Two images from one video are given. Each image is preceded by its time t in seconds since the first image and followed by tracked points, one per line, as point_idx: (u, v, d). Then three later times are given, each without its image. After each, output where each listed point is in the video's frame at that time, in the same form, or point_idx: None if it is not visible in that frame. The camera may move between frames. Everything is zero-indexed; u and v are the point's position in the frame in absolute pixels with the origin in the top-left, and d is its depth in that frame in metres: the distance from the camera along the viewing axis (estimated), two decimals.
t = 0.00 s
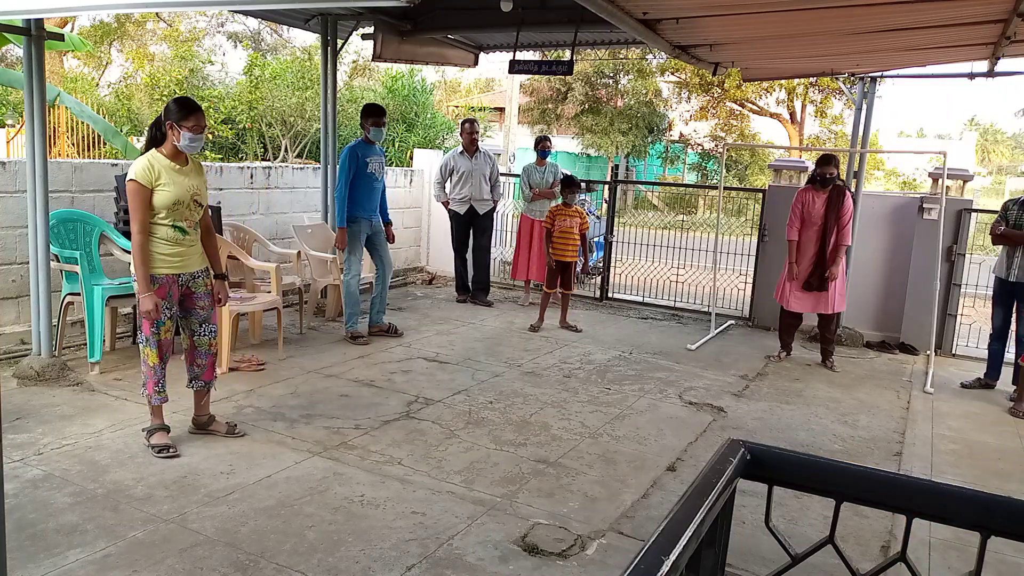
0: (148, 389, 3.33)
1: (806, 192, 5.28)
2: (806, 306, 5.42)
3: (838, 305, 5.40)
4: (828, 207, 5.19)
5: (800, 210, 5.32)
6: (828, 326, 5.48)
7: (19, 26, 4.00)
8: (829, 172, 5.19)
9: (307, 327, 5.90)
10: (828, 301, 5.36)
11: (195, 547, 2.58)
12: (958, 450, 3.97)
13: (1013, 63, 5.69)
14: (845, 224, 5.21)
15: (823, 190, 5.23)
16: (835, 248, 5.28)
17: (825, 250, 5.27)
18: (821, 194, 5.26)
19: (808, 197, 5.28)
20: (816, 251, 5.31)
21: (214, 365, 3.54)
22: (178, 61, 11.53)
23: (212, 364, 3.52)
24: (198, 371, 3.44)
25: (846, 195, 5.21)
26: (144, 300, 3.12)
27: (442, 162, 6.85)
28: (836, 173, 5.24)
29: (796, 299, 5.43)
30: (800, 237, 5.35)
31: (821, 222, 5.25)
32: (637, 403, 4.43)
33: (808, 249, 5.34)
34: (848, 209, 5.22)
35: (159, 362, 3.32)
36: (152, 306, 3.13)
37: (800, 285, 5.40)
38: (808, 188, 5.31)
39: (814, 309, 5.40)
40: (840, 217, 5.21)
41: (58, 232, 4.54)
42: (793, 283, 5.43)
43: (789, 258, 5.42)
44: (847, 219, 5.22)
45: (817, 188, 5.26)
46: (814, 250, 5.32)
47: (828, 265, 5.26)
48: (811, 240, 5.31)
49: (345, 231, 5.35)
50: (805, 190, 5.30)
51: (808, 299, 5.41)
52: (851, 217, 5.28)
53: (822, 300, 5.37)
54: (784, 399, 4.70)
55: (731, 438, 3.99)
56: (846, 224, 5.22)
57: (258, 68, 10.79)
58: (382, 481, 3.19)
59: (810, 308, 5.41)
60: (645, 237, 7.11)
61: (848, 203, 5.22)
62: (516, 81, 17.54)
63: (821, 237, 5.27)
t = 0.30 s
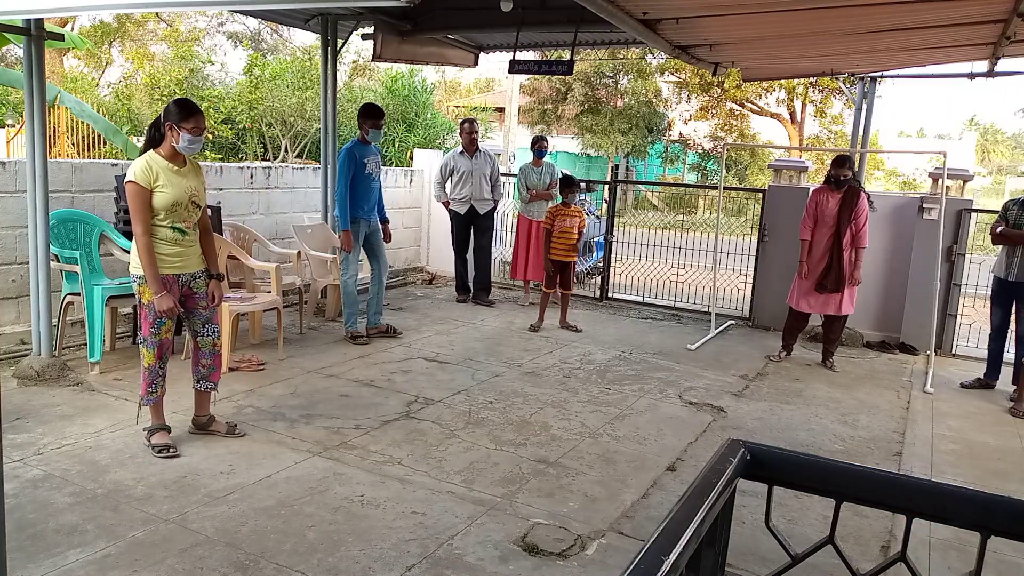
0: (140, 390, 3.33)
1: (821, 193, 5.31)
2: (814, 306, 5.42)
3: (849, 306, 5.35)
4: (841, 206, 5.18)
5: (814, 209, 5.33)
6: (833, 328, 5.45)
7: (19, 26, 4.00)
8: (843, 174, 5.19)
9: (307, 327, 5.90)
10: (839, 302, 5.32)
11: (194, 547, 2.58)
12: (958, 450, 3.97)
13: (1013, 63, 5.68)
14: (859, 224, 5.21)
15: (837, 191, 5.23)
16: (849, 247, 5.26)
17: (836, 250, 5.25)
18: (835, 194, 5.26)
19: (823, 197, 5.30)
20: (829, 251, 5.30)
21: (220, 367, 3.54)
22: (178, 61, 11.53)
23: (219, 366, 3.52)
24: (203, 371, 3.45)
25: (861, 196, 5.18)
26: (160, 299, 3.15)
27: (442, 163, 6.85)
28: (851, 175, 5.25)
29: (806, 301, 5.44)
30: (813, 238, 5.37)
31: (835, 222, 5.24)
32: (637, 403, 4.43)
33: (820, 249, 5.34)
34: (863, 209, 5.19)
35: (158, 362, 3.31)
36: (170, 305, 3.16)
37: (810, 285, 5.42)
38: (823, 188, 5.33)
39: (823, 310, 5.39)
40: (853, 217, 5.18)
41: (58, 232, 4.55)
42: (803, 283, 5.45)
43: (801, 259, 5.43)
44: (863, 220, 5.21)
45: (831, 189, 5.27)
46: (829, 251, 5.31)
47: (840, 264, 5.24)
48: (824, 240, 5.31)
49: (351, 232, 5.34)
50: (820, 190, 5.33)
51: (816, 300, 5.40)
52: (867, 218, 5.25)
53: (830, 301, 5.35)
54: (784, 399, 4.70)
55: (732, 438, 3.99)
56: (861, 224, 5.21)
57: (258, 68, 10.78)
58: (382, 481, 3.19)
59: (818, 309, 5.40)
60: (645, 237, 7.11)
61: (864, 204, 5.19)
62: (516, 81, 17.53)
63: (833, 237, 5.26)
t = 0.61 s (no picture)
0: (141, 391, 3.33)
1: (828, 192, 5.30)
2: (817, 306, 5.43)
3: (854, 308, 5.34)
4: (846, 206, 5.17)
5: (820, 209, 5.32)
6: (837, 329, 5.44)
7: (19, 26, 4.00)
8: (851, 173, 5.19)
9: (307, 327, 5.90)
10: (842, 303, 5.30)
11: (194, 547, 2.57)
12: (958, 450, 3.97)
13: (1013, 63, 5.68)
14: (867, 223, 5.18)
15: (844, 191, 5.23)
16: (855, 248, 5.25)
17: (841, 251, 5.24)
18: (843, 194, 5.26)
19: (830, 197, 5.29)
20: (834, 250, 5.30)
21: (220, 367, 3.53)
22: (178, 61, 11.54)
23: (219, 366, 3.51)
24: (203, 371, 3.44)
25: (868, 197, 5.18)
26: (155, 301, 3.14)
27: (445, 163, 6.87)
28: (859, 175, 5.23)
29: (809, 300, 5.45)
30: (819, 238, 5.37)
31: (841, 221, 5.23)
32: (637, 403, 4.43)
33: (825, 249, 5.34)
34: (869, 209, 5.18)
35: (158, 363, 3.31)
36: (166, 306, 3.16)
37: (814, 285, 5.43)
38: (830, 188, 5.33)
39: (824, 310, 5.40)
40: (860, 217, 5.17)
41: (58, 232, 4.54)
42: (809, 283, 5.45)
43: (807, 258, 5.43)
44: (869, 220, 5.19)
45: (838, 189, 5.27)
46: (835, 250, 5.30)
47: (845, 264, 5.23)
48: (829, 240, 5.31)
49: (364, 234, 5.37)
50: (827, 189, 5.33)
51: (820, 300, 5.41)
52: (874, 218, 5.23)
53: (830, 302, 5.37)
54: (785, 399, 4.70)
55: (732, 438, 3.99)
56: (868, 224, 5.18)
57: (258, 68, 10.78)
58: (381, 481, 3.19)
59: (821, 308, 5.41)
60: (645, 237, 7.11)
61: (870, 204, 5.19)
62: (516, 81, 17.53)
63: (838, 236, 5.26)
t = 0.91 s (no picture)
0: (141, 392, 3.32)
1: (829, 193, 5.31)
2: (818, 308, 5.42)
3: (854, 310, 5.31)
4: (847, 208, 5.17)
5: (821, 210, 5.33)
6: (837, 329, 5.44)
7: (19, 25, 4.00)
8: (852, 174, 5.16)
9: (307, 327, 5.90)
10: (842, 304, 5.31)
11: (195, 547, 2.57)
12: (958, 450, 3.97)
13: (1013, 63, 5.68)
14: (866, 225, 5.16)
15: (845, 192, 5.23)
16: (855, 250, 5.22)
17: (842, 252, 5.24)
18: (843, 196, 5.25)
19: (830, 198, 5.29)
20: (833, 251, 5.30)
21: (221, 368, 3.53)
22: (178, 61, 11.54)
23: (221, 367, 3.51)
24: (205, 372, 3.44)
25: (869, 199, 5.16)
26: (153, 302, 3.14)
27: (451, 161, 6.82)
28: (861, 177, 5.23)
29: (808, 300, 5.46)
30: (819, 238, 5.38)
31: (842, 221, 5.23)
32: (637, 403, 4.43)
33: (824, 249, 5.35)
34: (870, 211, 5.16)
35: (158, 363, 3.31)
36: (163, 307, 3.16)
37: (813, 285, 5.43)
38: (832, 189, 5.32)
39: (824, 311, 5.39)
40: (860, 219, 5.15)
41: (58, 232, 4.54)
42: (807, 284, 5.46)
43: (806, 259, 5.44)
44: (869, 221, 5.17)
45: (839, 190, 5.27)
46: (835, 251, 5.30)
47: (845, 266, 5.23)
48: (829, 241, 5.31)
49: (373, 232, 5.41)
50: (828, 191, 5.33)
51: (820, 301, 5.41)
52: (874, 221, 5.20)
53: (832, 304, 5.35)
54: (785, 399, 4.70)
55: (732, 438, 3.99)
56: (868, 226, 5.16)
57: (258, 68, 10.78)
58: (381, 481, 3.18)
59: (820, 309, 5.41)
60: (645, 237, 7.11)
61: (870, 206, 5.17)
62: (516, 81, 17.54)
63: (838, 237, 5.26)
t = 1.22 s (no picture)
0: (146, 392, 3.30)
1: (819, 193, 5.33)
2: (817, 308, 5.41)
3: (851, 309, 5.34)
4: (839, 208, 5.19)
5: (813, 210, 5.35)
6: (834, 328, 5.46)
7: (19, 26, 4.00)
8: (841, 173, 5.20)
9: (307, 327, 5.90)
10: (841, 304, 5.32)
11: (195, 547, 2.58)
12: (958, 450, 3.97)
13: (1013, 63, 5.68)
14: (857, 224, 5.17)
15: (835, 191, 5.24)
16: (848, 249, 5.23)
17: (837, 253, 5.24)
18: (834, 195, 5.27)
19: (822, 198, 5.31)
20: (828, 251, 5.31)
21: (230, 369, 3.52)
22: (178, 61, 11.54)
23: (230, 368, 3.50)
24: (214, 373, 3.43)
25: (859, 197, 5.17)
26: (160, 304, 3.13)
27: (459, 160, 6.78)
28: (851, 176, 5.25)
29: (807, 301, 5.44)
30: (813, 238, 5.38)
31: (835, 221, 5.24)
32: (637, 403, 4.43)
33: (819, 249, 5.35)
34: (861, 209, 5.17)
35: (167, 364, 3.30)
36: (167, 311, 3.15)
37: (809, 286, 5.43)
38: (822, 189, 5.34)
39: (822, 312, 5.39)
40: (850, 218, 5.17)
41: (58, 232, 4.54)
42: (806, 285, 5.44)
43: (802, 259, 5.44)
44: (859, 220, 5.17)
45: (829, 189, 5.28)
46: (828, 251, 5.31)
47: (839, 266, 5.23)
48: (823, 240, 5.32)
49: (376, 230, 5.39)
50: (819, 190, 5.35)
51: (819, 301, 5.40)
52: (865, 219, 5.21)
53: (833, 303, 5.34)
54: (785, 399, 4.70)
55: (732, 438, 3.99)
56: (859, 224, 5.17)
57: (258, 67, 10.78)
58: (381, 481, 3.19)
59: (816, 309, 5.41)
60: (645, 237, 7.11)
61: (861, 205, 5.18)
62: (515, 81, 17.54)
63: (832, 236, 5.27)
